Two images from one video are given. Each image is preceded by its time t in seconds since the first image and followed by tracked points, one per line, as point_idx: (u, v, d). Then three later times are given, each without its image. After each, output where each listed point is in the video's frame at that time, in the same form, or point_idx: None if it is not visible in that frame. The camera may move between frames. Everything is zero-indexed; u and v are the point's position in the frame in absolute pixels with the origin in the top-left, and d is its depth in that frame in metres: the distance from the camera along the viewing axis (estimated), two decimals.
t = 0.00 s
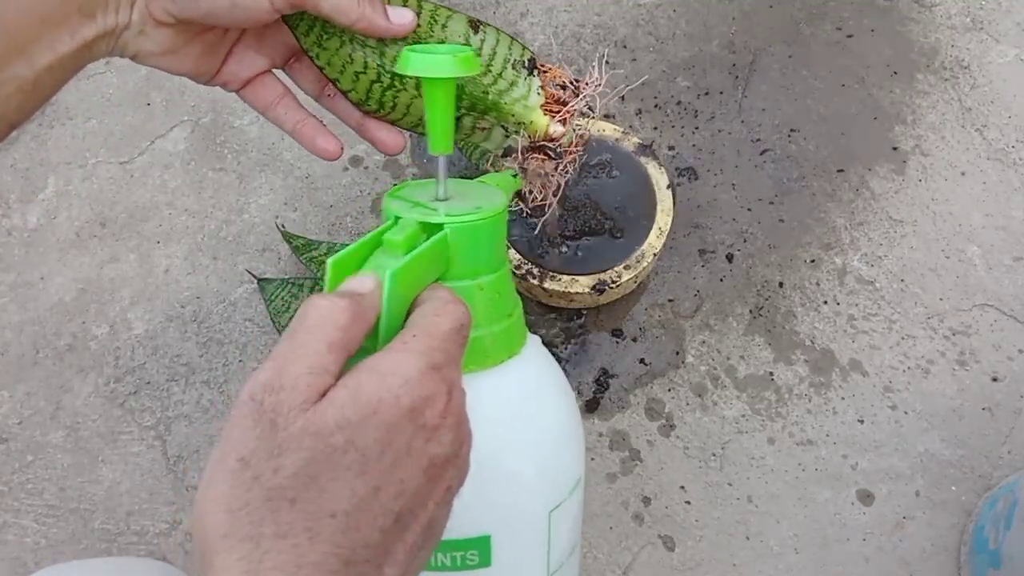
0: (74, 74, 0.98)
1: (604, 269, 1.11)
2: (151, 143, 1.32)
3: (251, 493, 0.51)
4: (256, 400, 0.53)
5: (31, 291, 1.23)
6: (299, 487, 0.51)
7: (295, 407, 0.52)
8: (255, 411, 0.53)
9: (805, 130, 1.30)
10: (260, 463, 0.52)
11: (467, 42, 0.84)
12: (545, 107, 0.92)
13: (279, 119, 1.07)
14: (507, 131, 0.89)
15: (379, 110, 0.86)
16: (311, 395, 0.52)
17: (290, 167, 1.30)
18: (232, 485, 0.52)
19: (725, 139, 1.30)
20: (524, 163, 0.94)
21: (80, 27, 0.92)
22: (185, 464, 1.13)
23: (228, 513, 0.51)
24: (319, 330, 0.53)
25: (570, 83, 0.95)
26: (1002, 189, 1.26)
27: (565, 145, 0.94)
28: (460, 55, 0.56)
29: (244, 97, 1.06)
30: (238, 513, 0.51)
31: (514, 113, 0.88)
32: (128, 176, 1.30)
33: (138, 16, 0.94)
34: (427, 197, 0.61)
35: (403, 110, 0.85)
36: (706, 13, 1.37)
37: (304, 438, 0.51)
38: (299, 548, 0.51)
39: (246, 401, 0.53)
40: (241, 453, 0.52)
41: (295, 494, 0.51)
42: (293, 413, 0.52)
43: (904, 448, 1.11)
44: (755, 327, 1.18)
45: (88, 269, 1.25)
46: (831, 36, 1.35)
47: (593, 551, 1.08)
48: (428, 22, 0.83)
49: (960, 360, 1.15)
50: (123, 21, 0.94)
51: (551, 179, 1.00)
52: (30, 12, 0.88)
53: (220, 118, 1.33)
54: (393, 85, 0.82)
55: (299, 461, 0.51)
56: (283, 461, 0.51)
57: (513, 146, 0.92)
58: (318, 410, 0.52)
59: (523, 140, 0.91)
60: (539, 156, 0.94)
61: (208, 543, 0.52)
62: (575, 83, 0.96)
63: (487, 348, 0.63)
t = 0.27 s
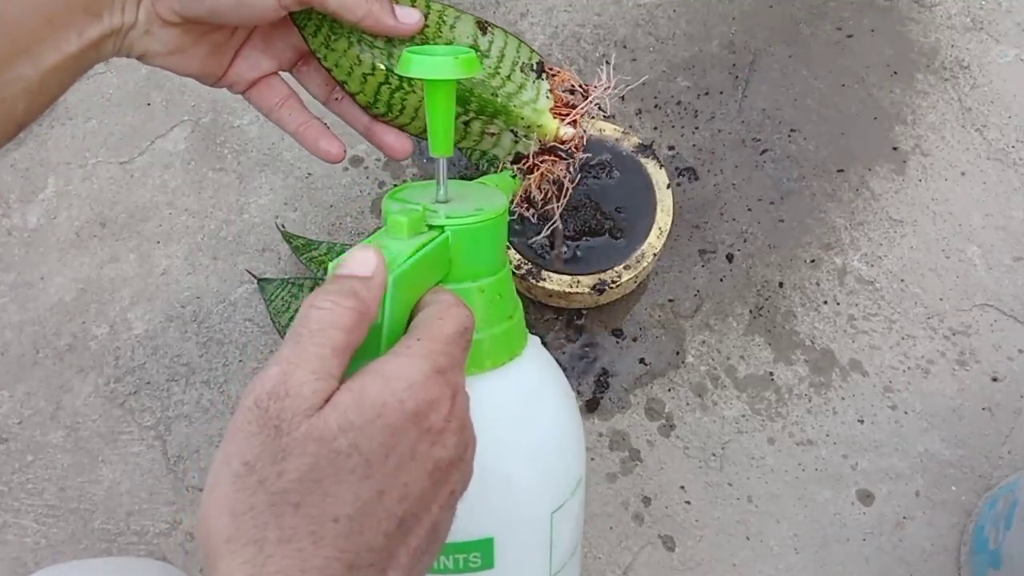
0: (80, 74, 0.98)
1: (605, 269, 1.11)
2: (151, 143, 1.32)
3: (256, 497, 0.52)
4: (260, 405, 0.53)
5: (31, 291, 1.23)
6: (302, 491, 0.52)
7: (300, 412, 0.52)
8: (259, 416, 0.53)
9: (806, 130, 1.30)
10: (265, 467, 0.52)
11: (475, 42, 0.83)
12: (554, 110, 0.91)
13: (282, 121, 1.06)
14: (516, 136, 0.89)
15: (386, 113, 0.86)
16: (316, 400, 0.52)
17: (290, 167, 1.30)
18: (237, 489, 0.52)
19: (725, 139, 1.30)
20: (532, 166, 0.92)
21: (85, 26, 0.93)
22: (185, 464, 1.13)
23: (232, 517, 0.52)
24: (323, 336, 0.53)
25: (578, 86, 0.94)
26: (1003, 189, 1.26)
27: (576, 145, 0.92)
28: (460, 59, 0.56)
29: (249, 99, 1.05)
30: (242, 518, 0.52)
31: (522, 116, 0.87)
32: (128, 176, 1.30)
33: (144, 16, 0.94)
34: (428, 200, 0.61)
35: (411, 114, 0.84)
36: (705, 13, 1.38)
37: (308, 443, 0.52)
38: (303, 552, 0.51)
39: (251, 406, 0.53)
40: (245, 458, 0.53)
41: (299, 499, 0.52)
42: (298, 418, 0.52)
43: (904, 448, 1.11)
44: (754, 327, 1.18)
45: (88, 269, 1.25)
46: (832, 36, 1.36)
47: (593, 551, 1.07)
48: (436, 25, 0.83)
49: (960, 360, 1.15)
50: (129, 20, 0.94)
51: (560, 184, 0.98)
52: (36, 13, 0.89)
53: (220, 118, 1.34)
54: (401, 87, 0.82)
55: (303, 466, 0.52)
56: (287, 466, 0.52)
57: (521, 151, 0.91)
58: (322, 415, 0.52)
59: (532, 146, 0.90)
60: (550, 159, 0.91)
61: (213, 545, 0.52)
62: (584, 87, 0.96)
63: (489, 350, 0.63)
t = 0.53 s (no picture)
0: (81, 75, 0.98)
1: (605, 269, 1.11)
2: (151, 143, 1.33)
3: (262, 494, 0.52)
4: (268, 399, 0.53)
5: (31, 291, 1.23)
6: (309, 488, 0.51)
7: (307, 407, 0.52)
8: (266, 411, 0.53)
9: (806, 130, 1.30)
10: (271, 464, 0.52)
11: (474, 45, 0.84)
12: (552, 115, 0.92)
13: (279, 125, 1.07)
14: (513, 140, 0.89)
15: (385, 116, 0.86)
16: (323, 396, 0.52)
17: (290, 167, 1.31)
18: (243, 486, 0.52)
19: (725, 139, 1.30)
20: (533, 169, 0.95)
21: (85, 27, 0.93)
22: (185, 464, 1.12)
23: (239, 514, 0.52)
24: (332, 332, 0.53)
25: (576, 91, 0.97)
26: (1003, 189, 1.26)
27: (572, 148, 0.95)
28: (476, 57, 0.55)
29: (247, 102, 1.05)
30: (249, 514, 0.52)
31: (521, 121, 0.88)
32: (127, 176, 1.31)
33: (144, 17, 0.94)
34: (439, 198, 0.61)
35: (409, 118, 0.85)
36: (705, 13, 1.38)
37: (315, 440, 0.52)
38: (309, 550, 0.51)
39: (259, 400, 0.53)
40: (251, 454, 0.52)
41: (306, 495, 0.51)
42: (305, 414, 0.52)
43: (904, 448, 1.10)
44: (754, 327, 1.18)
45: (88, 269, 1.25)
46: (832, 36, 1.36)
47: (593, 551, 1.06)
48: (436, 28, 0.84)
49: (960, 360, 1.15)
50: (129, 21, 0.94)
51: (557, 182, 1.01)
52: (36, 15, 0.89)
53: (220, 118, 1.34)
54: (400, 90, 0.82)
55: (310, 462, 0.51)
56: (293, 462, 0.52)
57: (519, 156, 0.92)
58: (330, 412, 0.52)
59: (530, 150, 0.91)
60: (549, 163, 0.94)
61: (219, 543, 0.52)
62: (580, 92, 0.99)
63: (496, 349, 0.63)
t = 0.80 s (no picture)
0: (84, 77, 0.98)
1: (605, 269, 1.11)
2: (151, 143, 1.32)
3: (248, 486, 0.52)
4: (249, 395, 0.54)
5: (30, 291, 1.23)
6: (295, 478, 0.52)
7: (288, 400, 0.53)
8: (249, 405, 0.54)
9: (806, 130, 1.30)
10: (256, 457, 0.52)
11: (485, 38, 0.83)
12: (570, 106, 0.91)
13: (287, 127, 1.06)
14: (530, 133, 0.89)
15: (396, 114, 0.86)
16: (302, 388, 0.53)
17: (291, 167, 1.30)
18: (229, 479, 0.52)
19: (725, 139, 1.30)
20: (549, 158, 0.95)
21: (88, 27, 0.93)
22: (186, 464, 1.13)
23: (226, 507, 0.52)
24: (307, 327, 0.54)
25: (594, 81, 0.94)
26: (1002, 189, 1.26)
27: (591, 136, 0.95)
28: (433, 53, 0.56)
29: (255, 106, 1.06)
30: (236, 507, 0.52)
31: (536, 112, 0.87)
32: (128, 176, 1.30)
33: (149, 18, 0.95)
34: (409, 195, 0.62)
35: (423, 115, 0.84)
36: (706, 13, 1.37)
37: (299, 431, 0.52)
38: (297, 539, 0.51)
39: (241, 395, 0.54)
40: (236, 448, 0.53)
41: (292, 486, 0.52)
42: (287, 406, 0.53)
43: (904, 448, 1.10)
44: (754, 327, 1.18)
45: (88, 269, 1.25)
46: (832, 36, 1.36)
47: (593, 551, 1.08)
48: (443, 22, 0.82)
49: (960, 360, 1.15)
50: (133, 22, 0.94)
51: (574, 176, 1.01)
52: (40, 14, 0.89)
53: (220, 118, 1.32)
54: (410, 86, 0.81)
55: (295, 453, 0.52)
56: (278, 454, 0.52)
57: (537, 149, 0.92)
58: (311, 403, 0.52)
59: (549, 142, 0.91)
60: (569, 151, 0.95)
61: (208, 536, 0.52)
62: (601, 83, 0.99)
63: (475, 341, 0.63)
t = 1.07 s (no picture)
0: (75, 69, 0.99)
1: (604, 269, 1.11)
2: (151, 143, 1.32)
3: (267, 499, 0.51)
4: (269, 406, 0.53)
5: (30, 291, 1.23)
6: (314, 492, 0.51)
7: (309, 413, 0.52)
8: (268, 417, 0.53)
9: (806, 130, 1.30)
10: (276, 469, 0.52)
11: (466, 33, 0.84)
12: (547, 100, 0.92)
13: (271, 119, 1.06)
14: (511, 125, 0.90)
15: (380, 107, 0.87)
16: (323, 400, 0.52)
17: (291, 167, 1.30)
18: (247, 491, 0.52)
19: (725, 139, 1.30)
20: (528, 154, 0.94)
21: (76, 19, 0.93)
22: (185, 464, 1.13)
23: (244, 520, 0.52)
24: (327, 338, 0.52)
25: (570, 76, 0.96)
26: (1002, 189, 1.26)
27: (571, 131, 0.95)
28: (458, 58, 0.55)
29: (238, 96, 1.06)
30: (253, 520, 0.51)
31: (516, 106, 0.88)
32: (127, 176, 1.30)
33: (137, 11, 0.95)
34: (427, 200, 0.60)
35: (405, 108, 0.85)
36: (705, 14, 1.37)
37: (319, 444, 0.51)
38: (315, 554, 0.51)
39: (260, 406, 0.53)
40: (255, 460, 0.52)
41: (311, 500, 0.51)
42: (308, 419, 0.52)
43: (903, 448, 1.10)
44: (755, 327, 1.18)
45: (88, 269, 1.25)
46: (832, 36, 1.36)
47: (593, 551, 1.07)
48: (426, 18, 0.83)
49: (960, 360, 1.15)
50: (121, 14, 0.94)
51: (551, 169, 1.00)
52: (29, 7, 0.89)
53: (220, 118, 1.33)
54: (393, 80, 0.82)
55: (314, 467, 0.51)
56: (298, 467, 0.51)
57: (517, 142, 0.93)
58: (332, 416, 0.52)
59: (528, 136, 0.92)
60: (546, 146, 0.94)
61: (225, 547, 0.52)
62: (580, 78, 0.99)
63: (491, 350, 0.63)
